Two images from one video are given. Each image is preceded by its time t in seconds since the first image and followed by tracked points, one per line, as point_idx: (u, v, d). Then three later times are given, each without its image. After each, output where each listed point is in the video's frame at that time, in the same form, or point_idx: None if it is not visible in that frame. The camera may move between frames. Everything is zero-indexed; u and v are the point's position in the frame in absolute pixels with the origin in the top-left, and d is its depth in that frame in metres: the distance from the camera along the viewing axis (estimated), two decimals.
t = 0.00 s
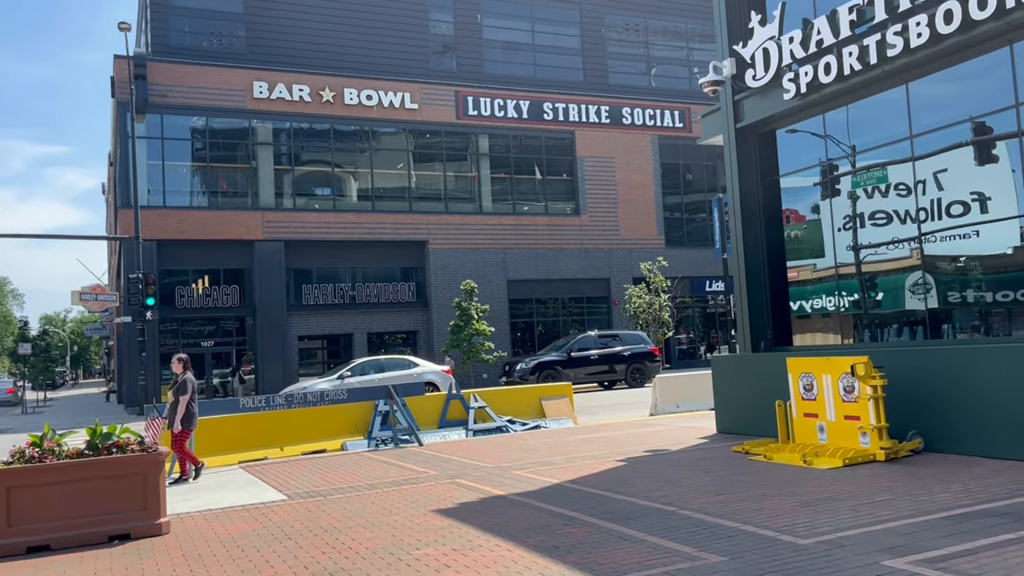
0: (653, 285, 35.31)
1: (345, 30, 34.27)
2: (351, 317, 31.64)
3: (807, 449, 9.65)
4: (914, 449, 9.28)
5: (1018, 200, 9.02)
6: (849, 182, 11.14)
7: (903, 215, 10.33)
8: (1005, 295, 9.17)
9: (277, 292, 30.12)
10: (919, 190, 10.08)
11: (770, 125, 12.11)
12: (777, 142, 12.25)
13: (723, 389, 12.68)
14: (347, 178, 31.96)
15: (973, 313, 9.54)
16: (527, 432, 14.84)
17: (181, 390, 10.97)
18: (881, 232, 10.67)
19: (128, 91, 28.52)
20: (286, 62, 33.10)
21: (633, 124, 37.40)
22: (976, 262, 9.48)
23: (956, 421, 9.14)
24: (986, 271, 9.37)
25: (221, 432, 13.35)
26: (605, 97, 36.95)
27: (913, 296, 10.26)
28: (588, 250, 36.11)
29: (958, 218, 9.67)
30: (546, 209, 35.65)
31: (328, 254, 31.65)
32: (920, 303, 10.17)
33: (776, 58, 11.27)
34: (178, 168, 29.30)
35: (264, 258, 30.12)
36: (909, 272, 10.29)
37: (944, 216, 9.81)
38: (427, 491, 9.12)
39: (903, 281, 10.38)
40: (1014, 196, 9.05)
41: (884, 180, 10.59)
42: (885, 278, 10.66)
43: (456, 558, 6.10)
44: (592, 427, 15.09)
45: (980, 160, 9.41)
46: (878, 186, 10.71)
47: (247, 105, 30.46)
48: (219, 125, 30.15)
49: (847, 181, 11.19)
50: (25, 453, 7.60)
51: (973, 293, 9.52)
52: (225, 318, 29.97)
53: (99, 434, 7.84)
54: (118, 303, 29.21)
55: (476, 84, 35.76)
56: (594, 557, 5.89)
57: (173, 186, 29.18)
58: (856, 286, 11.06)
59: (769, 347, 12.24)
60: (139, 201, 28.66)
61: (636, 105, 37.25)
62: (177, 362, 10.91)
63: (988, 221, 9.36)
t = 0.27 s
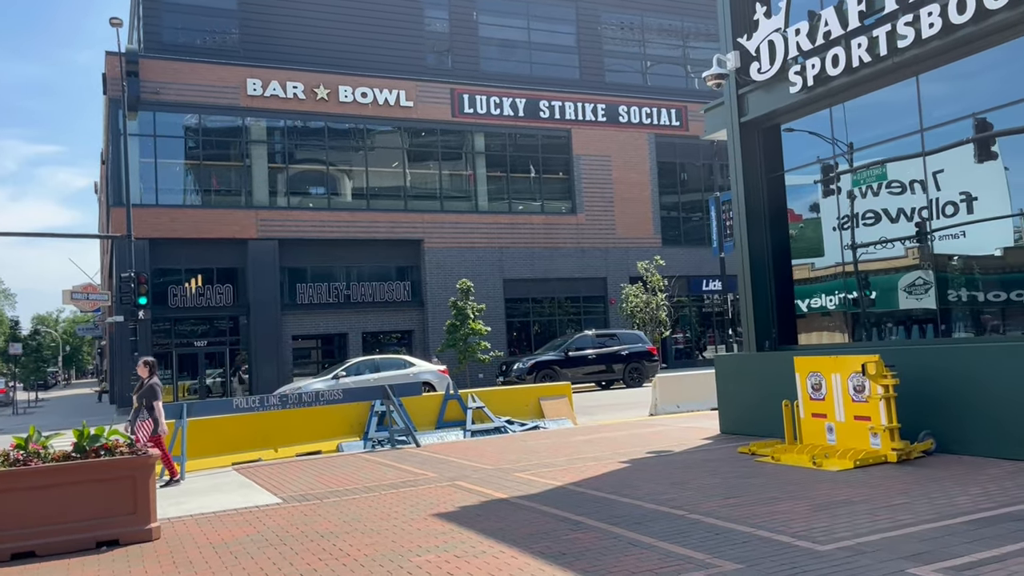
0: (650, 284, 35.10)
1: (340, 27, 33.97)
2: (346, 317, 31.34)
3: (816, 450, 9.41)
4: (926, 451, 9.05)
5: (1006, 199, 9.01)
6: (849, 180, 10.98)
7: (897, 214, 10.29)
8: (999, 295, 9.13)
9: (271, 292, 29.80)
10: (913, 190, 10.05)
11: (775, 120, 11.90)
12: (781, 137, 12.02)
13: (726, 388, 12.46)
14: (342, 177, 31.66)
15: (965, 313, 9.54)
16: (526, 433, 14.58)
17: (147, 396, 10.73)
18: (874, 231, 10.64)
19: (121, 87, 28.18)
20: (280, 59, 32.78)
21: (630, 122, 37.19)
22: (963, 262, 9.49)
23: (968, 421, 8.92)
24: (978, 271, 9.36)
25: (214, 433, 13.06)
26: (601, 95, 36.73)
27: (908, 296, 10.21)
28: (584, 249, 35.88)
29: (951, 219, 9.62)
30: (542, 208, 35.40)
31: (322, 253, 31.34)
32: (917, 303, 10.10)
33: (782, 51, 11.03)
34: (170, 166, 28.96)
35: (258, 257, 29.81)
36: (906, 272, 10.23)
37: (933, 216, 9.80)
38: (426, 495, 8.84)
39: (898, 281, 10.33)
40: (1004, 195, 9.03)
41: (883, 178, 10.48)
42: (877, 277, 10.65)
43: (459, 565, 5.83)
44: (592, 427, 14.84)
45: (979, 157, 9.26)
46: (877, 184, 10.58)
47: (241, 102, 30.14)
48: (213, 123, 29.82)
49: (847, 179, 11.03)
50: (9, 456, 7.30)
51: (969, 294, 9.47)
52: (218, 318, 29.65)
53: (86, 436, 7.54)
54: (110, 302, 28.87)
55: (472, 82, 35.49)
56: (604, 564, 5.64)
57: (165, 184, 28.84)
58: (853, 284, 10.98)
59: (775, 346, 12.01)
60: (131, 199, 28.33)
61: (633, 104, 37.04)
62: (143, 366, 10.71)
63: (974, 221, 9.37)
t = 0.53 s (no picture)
0: (648, 283, 34.90)
1: (336, 24, 33.69)
2: (342, 316, 31.06)
3: (828, 451, 9.18)
4: (940, 452, 8.83)
5: (995, 198, 9.06)
6: (851, 178, 10.86)
7: (893, 213, 10.26)
8: (992, 295, 9.12)
9: (266, 291, 29.50)
10: (909, 188, 10.04)
11: (781, 115, 11.69)
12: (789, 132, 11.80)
13: (731, 388, 12.25)
14: (338, 175, 31.38)
15: (964, 313, 9.43)
16: (527, 434, 14.34)
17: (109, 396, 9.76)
18: (868, 230, 10.62)
19: (114, 84, 27.86)
20: (275, 56, 32.48)
21: (628, 121, 36.97)
22: (954, 261, 9.47)
23: (982, 420, 8.71)
24: (973, 271, 9.29)
25: (209, 434, 12.78)
26: (599, 93, 36.51)
27: (904, 296, 10.15)
28: (582, 248, 35.65)
29: (947, 219, 9.56)
30: (540, 207, 35.16)
31: (318, 252, 31.05)
32: (912, 303, 10.05)
33: (790, 44, 10.80)
34: (164, 164, 28.65)
35: (253, 256, 29.52)
36: (898, 272, 10.20)
37: (928, 215, 9.79)
38: (428, 498, 8.60)
39: (892, 281, 10.29)
40: (992, 193, 9.07)
41: (885, 176, 10.37)
42: (874, 275, 10.57)
43: (465, 572, 5.60)
44: (593, 428, 14.61)
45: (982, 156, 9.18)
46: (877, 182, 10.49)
47: (235, 100, 29.85)
48: (207, 120, 29.51)
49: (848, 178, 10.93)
50: None
51: (964, 292, 9.40)
52: (213, 318, 29.35)
53: (75, 439, 7.26)
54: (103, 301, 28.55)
55: (469, 80, 35.24)
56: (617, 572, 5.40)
57: (160, 182, 28.53)
58: (850, 282, 10.87)
59: (781, 346, 11.78)
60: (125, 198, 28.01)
61: (631, 102, 36.84)
62: (104, 368, 9.64)
63: (967, 221, 9.35)
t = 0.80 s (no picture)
0: (647, 283, 34.70)
1: (332, 21, 33.41)
2: (339, 316, 30.79)
3: (841, 454, 8.95)
4: (955, 455, 8.62)
5: (985, 197, 9.12)
6: (852, 178, 10.77)
7: (890, 212, 10.28)
8: (989, 293, 9.15)
9: (262, 291, 29.21)
10: (902, 186, 10.09)
11: (788, 111, 11.48)
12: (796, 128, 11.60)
13: (738, 388, 12.03)
14: (334, 174, 31.10)
15: (964, 313, 9.43)
16: (528, 436, 14.09)
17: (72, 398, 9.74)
18: (868, 230, 10.60)
19: (109, 81, 27.55)
20: (271, 54, 32.18)
21: (626, 119, 36.76)
22: (964, 259, 9.39)
23: (999, 421, 8.49)
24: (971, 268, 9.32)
25: (205, 436, 12.52)
26: (597, 91, 36.28)
27: (899, 295, 10.24)
28: (581, 247, 35.42)
29: (941, 219, 9.64)
30: (538, 206, 34.91)
31: (314, 252, 30.77)
32: (907, 302, 10.13)
33: (799, 38, 10.58)
34: (159, 163, 28.36)
35: (249, 255, 29.23)
36: (893, 271, 10.32)
37: (922, 214, 9.88)
38: (431, 503, 8.35)
39: (888, 280, 10.38)
40: (985, 191, 9.10)
41: (887, 174, 10.29)
42: (874, 274, 10.57)
43: None
44: (596, 429, 14.37)
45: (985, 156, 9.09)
46: (875, 181, 10.46)
47: (231, 98, 29.58)
48: (203, 119, 29.23)
49: (850, 176, 10.83)
50: None
51: (964, 292, 9.40)
52: (209, 317, 29.06)
53: (67, 443, 7.00)
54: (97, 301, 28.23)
55: (466, 78, 34.98)
56: None
57: (154, 181, 28.23)
58: (851, 282, 10.87)
59: (789, 346, 11.56)
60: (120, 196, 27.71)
61: (629, 100, 36.63)
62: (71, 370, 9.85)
63: (967, 221, 9.35)
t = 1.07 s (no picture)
0: (646, 282, 34.51)
1: (328, 19, 33.12)
2: (336, 316, 30.50)
3: (853, 457, 8.72)
4: (971, 458, 8.38)
5: (984, 196, 9.17)
6: (854, 177, 10.76)
7: (887, 212, 10.31)
8: (988, 294, 9.13)
9: (257, 290, 28.93)
10: (900, 185, 10.15)
11: (796, 106, 11.26)
12: (805, 123, 11.40)
13: (743, 389, 11.80)
14: (331, 172, 30.81)
15: (962, 313, 9.47)
16: (529, 438, 13.83)
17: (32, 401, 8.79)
18: (866, 230, 10.62)
19: (102, 79, 27.25)
20: (267, 52, 31.89)
21: (624, 118, 36.55)
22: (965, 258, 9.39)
23: (1016, 423, 8.24)
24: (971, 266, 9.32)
25: (200, 439, 12.24)
26: (595, 90, 36.06)
27: (897, 295, 10.26)
28: (578, 247, 35.19)
29: (934, 219, 9.71)
30: (536, 205, 34.65)
31: (310, 251, 30.47)
32: (903, 301, 10.19)
33: (808, 32, 10.36)
34: (154, 161, 28.05)
35: (244, 255, 28.94)
36: (890, 271, 10.32)
37: (914, 213, 9.96)
38: (433, 509, 8.11)
39: (886, 279, 10.38)
40: (985, 191, 9.15)
41: (889, 174, 10.29)
42: (873, 273, 10.56)
43: None
44: (598, 431, 14.13)
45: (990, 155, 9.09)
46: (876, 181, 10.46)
47: (227, 96, 29.28)
48: (198, 117, 28.94)
49: (851, 176, 10.83)
50: None
51: (966, 291, 9.41)
52: (204, 317, 28.77)
53: (56, 448, 6.74)
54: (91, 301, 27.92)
55: (463, 76, 34.72)
56: None
57: (149, 180, 27.93)
58: (852, 282, 10.86)
59: (797, 346, 11.33)
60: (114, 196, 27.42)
61: (627, 99, 36.42)
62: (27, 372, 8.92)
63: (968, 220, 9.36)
